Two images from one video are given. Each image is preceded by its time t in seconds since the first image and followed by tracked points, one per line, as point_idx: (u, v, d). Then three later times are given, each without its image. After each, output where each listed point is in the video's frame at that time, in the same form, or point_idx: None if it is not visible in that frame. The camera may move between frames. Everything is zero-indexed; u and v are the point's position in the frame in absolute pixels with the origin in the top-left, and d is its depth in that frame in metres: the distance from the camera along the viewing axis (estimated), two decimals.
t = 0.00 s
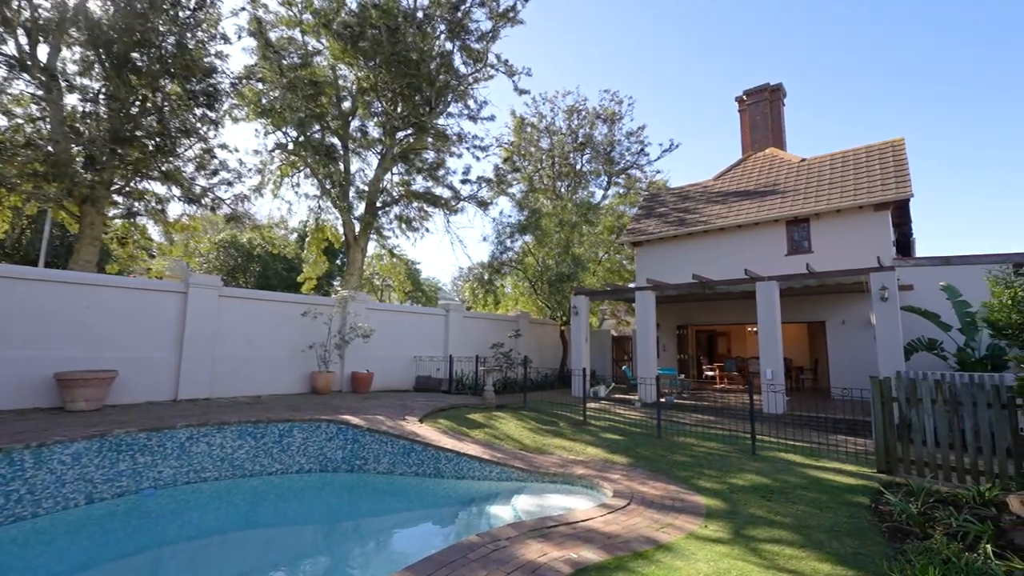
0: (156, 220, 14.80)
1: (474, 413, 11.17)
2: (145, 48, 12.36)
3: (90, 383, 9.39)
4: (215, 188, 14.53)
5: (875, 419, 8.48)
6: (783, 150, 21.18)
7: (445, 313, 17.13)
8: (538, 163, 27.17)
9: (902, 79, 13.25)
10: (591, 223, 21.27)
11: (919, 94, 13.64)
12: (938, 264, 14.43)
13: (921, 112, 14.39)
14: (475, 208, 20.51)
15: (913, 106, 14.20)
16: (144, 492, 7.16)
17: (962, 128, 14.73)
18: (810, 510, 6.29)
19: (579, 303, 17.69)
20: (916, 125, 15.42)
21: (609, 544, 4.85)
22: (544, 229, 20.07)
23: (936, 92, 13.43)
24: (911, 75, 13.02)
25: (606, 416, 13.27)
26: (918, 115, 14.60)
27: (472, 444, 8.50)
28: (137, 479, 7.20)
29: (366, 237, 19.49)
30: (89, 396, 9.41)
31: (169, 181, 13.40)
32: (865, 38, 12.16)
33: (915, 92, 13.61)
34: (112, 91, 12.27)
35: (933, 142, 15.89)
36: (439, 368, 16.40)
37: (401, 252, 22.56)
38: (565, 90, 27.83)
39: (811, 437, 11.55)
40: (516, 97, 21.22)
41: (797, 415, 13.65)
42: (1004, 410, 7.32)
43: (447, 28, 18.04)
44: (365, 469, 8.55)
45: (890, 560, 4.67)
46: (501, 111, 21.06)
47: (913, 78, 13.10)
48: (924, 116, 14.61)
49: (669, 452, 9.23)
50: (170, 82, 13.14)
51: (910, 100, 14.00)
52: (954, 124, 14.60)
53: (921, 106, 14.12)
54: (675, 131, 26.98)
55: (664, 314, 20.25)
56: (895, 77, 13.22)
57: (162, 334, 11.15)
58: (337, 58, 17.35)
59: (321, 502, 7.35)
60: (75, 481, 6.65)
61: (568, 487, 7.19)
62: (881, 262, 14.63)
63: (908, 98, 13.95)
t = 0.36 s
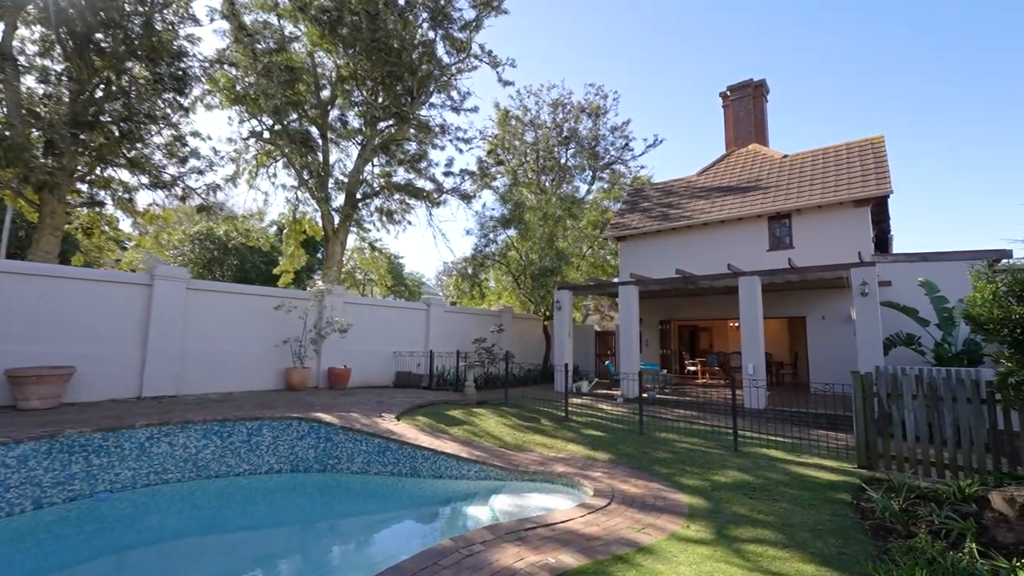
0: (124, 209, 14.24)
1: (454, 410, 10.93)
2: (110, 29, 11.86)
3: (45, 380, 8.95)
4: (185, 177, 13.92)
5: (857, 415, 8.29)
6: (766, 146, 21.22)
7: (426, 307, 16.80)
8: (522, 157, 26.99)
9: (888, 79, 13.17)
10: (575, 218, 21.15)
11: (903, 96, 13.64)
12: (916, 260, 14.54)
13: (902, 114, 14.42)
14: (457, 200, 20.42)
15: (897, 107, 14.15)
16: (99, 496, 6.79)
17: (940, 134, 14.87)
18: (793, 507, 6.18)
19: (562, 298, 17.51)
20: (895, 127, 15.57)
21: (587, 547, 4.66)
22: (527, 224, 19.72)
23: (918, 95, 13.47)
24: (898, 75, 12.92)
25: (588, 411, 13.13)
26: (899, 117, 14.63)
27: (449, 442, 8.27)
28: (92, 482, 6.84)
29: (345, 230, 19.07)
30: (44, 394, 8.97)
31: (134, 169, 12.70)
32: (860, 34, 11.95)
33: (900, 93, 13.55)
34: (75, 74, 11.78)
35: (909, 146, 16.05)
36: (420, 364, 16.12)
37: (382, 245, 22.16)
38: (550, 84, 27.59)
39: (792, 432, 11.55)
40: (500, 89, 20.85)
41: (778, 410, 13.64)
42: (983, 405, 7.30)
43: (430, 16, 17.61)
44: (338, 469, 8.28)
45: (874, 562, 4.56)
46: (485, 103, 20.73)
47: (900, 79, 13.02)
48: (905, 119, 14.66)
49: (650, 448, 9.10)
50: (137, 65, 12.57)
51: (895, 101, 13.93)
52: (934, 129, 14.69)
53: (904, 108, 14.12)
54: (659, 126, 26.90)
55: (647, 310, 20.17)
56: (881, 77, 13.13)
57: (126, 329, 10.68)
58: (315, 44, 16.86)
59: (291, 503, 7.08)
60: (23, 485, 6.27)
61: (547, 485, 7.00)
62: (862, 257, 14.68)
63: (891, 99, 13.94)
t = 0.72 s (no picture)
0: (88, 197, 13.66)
1: (432, 406, 10.66)
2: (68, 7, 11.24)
3: None
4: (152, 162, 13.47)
5: (838, 406, 8.28)
6: (749, 140, 21.19)
7: (406, 300, 16.49)
8: (506, 149, 26.42)
9: (868, 76, 13.12)
10: (558, 210, 20.96)
11: (887, 94, 13.54)
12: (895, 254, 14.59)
13: (886, 113, 14.33)
14: (439, 191, 19.53)
15: (878, 105, 14.09)
16: (47, 501, 6.40)
17: (923, 134, 14.79)
18: (775, 505, 6.05)
19: (545, 292, 17.29)
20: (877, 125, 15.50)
21: (564, 551, 4.44)
22: (510, 216, 19.45)
23: (902, 94, 13.37)
24: (878, 72, 12.85)
25: (570, 406, 12.96)
26: (882, 117, 14.54)
27: (425, 439, 8.00)
28: (40, 486, 6.44)
29: (323, 221, 18.67)
30: None
31: (97, 154, 12.40)
32: (848, 27, 11.77)
33: (876, 92, 13.56)
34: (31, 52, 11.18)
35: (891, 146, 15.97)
36: (399, 358, 15.83)
37: (362, 237, 21.70)
38: (535, 75, 27.20)
39: (773, 425, 11.53)
40: (484, 80, 20.40)
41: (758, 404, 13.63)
42: (964, 398, 7.27)
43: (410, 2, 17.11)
44: (308, 469, 7.98)
45: (858, 563, 4.42)
46: (467, 93, 20.31)
47: (884, 76, 12.93)
48: (888, 119, 14.57)
49: (632, 444, 8.94)
50: (101, 46, 11.95)
51: (870, 99, 13.98)
52: (918, 129, 14.62)
53: (888, 107, 14.01)
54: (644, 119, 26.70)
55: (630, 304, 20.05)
56: (862, 73, 13.06)
57: (85, 323, 10.17)
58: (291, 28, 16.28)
59: (257, 505, 6.77)
60: None
61: (526, 484, 6.78)
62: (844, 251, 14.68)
63: (876, 97, 13.84)
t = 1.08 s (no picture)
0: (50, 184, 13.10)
1: (410, 404, 10.36)
2: None
3: None
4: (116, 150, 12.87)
5: (822, 405, 8.09)
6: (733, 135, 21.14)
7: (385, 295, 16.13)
8: (490, 142, 26.42)
9: (842, 80, 13.25)
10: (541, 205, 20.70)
11: (869, 96, 13.48)
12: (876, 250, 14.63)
13: (869, 112, 14.29)
14: (422, 184, 19.23)
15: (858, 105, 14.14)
16: None
17: (905, 138, 14.80)
18: (760, 506, 5.88)
19: (527, 286, 17.05)
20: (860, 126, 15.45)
21: (541, 560, 4.21)
22: (494, 210, 19.18)
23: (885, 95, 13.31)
24: (846, 75, 12.92)
25: (552, 403, 12.77)
26: (865, 116, 14.52)
27: (400, 439, 7.71)
28: None
29: (300, 214, 18.38)
30: None
31: (52, 138, 11.73)
32: (832, 30, 11.62)
33: (853, 92, 13.57)
34: None
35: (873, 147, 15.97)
36: (378, 354, 15.49)
37: (342, 230, 21.25)
38: (519, 67, 26.82)
39: (755, 421, 11.45)
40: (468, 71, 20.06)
41: (741, 400, 13.56)
42: (947, 394, 7.18)
43: None
44: (276, 472, 7.66)
45: (846, 570, 4.24)
46: (451, 85, 19.89)
47: (867, 78, 12.89)
48: (870, 118, 14.55)
49: (614, 441, 8.75)
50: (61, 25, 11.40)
51: (849, 99, 14.02)
52: (900, 133, 14.60)
53: (869, 108, 14.00)
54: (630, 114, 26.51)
55: (614, 299, 19.87)
56: (840, 75, 13.06)
57: (39, 318, 9.66)
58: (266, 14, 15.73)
59: (220, 510, 6.43)
60: None
61: (504, 485, 6.55)
62: (827, 246, 14.66)
63: (860, 102, 13.81)
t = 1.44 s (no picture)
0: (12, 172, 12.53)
1: (390, 402, 10.00)
2: None
3: None
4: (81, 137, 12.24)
5: (812, 402, 7.89)
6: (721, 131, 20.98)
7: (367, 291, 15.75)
8: (476, 136, 26.09)
9: (829, 76, 13.12)
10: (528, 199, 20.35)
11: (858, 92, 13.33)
12: (863, 246, 14.55)
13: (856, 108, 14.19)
14: (406, 177, 18.81)
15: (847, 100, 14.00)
16: None
17: (890, 136, 14.69)
18: (752, 508, 5.64)
19: (513, 282, 16.76)
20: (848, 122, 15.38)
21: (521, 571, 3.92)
22: (479, 204, 18.88)
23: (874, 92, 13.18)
24: (834, 71, 12.79)
25: (537, 400, 12.48)
26: (852, 112, 14.42)
27: (377, 440, 7.36)
28: None
29: (279, 207, 18.28)
30: None
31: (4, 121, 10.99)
32: (820, 28, 11.48)
33: (840, 89, 13.43)
34: None
35: (859, 144, 15.89)
36: (359, 351, 15.09)
37: (323, 224, 20.74)
38: (507, 60, 26.38)
39: (743, 419, 11.27)
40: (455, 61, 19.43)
41: (729, 396, 13.40)
42: (941, 391, 7.00)
43: None
44: (243, 475, 7.29)
45: None
46: (436, 77, 19.40)
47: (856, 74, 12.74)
48: (858, 114, 14.45)
49: (600, 441, 8.48)
50: (22, 3, 10.82)
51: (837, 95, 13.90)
52: (887, 131, 14.51)
53: (856, 105, 13.89)
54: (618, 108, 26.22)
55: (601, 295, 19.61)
56: (828, 72, 12.93)
57: None
58: None
59: (182, 516, 6.05)
60: None
61: (485, 487, 6.24)
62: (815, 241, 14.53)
63: (852, 103, 13.68)
